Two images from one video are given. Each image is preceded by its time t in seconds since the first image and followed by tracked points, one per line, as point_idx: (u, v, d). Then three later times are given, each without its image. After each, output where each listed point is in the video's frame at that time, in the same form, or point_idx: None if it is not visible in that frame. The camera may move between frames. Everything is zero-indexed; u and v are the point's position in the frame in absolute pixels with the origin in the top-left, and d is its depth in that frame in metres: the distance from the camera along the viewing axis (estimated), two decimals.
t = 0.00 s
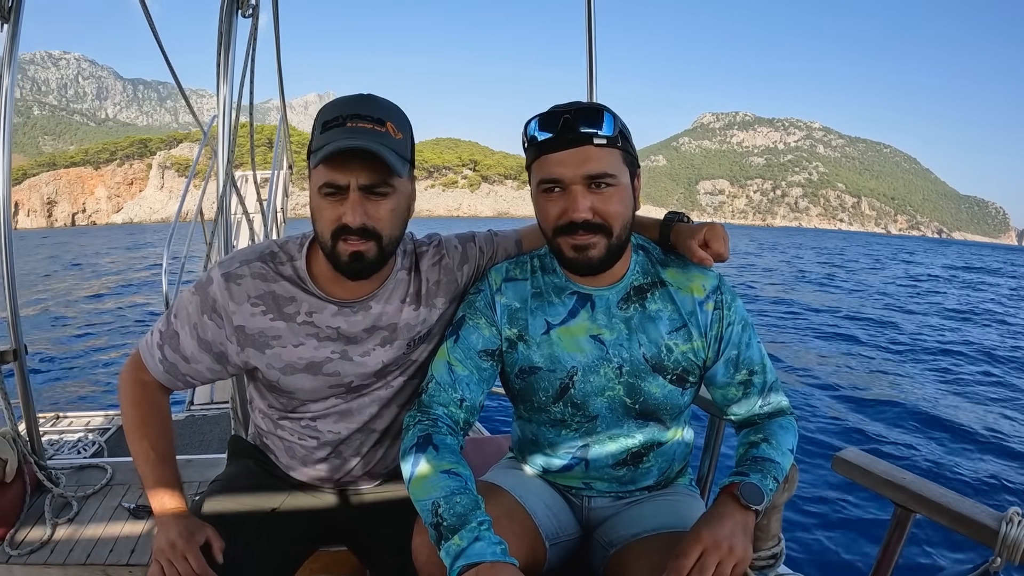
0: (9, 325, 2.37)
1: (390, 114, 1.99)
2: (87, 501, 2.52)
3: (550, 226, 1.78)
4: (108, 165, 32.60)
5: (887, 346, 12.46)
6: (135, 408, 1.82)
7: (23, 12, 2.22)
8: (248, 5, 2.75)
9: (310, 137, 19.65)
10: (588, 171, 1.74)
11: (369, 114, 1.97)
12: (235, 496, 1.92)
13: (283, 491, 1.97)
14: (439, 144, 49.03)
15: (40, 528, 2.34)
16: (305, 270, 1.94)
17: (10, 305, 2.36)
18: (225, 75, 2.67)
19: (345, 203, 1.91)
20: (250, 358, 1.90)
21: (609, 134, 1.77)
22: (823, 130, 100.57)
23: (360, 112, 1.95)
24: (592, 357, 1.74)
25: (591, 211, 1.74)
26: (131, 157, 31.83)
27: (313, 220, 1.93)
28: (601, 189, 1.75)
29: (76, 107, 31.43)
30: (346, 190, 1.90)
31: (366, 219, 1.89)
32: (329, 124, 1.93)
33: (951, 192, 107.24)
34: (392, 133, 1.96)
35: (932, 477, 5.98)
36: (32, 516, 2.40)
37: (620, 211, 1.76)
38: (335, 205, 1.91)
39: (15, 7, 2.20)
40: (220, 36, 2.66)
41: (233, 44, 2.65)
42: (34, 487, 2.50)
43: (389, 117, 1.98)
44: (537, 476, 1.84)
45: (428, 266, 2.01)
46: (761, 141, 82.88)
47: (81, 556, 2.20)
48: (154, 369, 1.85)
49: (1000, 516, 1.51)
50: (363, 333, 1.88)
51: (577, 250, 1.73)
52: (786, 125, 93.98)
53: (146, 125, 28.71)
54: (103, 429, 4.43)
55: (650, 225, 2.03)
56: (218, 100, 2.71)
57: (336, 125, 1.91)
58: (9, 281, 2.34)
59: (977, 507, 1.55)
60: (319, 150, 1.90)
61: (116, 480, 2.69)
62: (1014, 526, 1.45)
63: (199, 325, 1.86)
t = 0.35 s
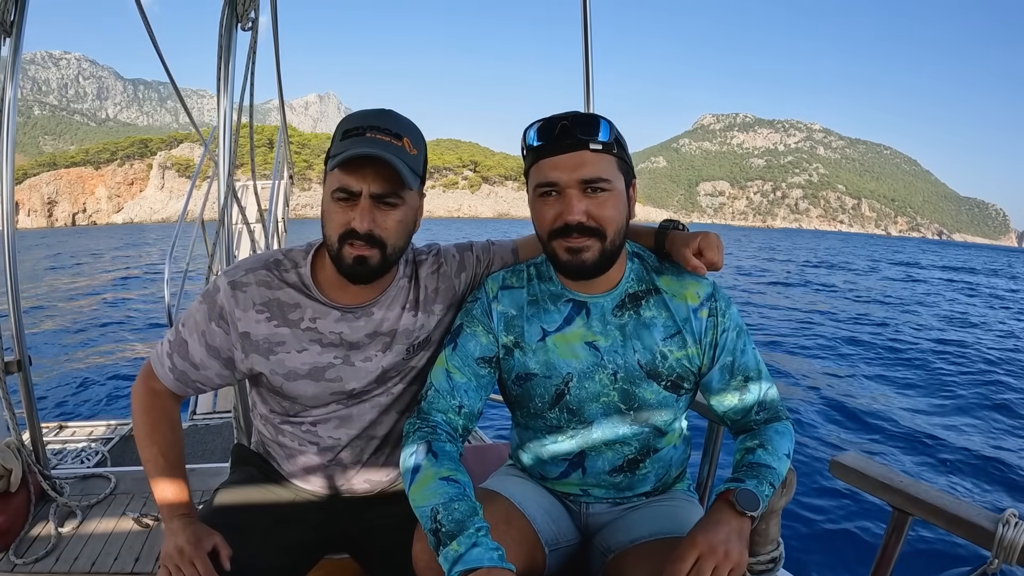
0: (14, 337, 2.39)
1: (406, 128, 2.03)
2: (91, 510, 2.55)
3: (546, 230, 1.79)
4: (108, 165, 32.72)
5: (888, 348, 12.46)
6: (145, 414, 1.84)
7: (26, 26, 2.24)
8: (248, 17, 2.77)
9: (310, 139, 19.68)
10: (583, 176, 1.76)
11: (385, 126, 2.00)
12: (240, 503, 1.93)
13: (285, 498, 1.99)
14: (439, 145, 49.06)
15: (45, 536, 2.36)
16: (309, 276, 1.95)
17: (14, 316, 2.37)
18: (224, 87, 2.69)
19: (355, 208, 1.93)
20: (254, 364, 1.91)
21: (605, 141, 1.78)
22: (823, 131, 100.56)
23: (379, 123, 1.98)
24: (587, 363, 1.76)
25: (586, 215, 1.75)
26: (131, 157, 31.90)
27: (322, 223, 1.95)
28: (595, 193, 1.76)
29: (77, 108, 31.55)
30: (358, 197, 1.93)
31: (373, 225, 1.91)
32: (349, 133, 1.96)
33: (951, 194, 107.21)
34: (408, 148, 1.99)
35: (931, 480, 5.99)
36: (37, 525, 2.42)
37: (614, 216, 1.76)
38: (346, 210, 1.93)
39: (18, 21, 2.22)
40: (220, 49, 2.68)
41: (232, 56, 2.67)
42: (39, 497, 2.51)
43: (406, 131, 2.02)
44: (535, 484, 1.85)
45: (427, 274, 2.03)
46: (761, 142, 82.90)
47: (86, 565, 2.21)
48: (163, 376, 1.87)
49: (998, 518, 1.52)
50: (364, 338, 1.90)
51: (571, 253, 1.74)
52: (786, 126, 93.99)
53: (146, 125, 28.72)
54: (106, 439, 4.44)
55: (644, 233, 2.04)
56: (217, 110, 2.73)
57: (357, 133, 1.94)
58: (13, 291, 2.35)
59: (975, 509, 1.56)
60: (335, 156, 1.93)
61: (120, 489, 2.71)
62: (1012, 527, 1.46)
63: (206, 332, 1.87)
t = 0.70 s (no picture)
0: (14, 341, 2.39)
1: (406, 134, 2.03)
2: (92, 516, 2.54)
3: (546, 237, 1.80)
4: (108, 165, 32.70)
5: (888, 350, 12.46)
6: (147, 421, 1.86)
7: (29, 33, 2.24)
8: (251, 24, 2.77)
9: (310, 140, 19.71)
10: (583, 184, 1.77)
11: (386, 132, 2.00)
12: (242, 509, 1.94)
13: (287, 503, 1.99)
14: (439, 146, 49.03)
15: (45, 541, 2.37)
16: (309, 284, 1.96)
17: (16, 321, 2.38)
18: (227, 95, 2.70)
19: (359, 213, 1.93)
20: (255, 372, 1.92)
21: (605, 150, 1.79)
22: (822, 132, 100.54)
23: (379, 130, 1.98)
24: (587, 369, 1.76)
25: (586, 222, 1.76)
26: (131, 157, 31.88)
27: (325, 228, 1.95)
28: (595, 202, 1.77)
29: (76, 108, 31.54)
30: (360, 203, 1.94)
31: (377, 230, 1.92)
32: (348, 139, 1.95)
33: (950, 195, 107.23)
34: (409, 153, 1.99)
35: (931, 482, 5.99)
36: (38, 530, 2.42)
37: (614, 223, 1.77)
38: (349, 216, 1.93)
39: (21, 27, 2.23)
40: (222, 56, 2.68)
41: (234, 64, 2.68)
42: (40, 501, 2.51)
43: (405, 138, 2.02)
44: (536, 490, 1.86)
45: (427, 281, 2.03)
46: (761, 143, 82.93)
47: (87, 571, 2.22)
48: (165, 385, 1.88)
49: (996, 524, 1.53)
50: (365, 345, 1.91)
51: (571, 260, 1.75)
52: (786, 127, 93.99)
53: (146, 125, 28.72)
54: (107, 444, 4.44)
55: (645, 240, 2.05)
56: (219, 117, 2.74)
57: (357, 139, 1.94)
58: (15, 296, 2.36)
59: (972, 515, 1.57)
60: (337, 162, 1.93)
61: (122, 494, 2.68)
62: (1010, 534, 1.48)
63: (208, 340, 1.88)
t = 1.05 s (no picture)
0: (14, 335, 2.37)
1: (408, 131, 2.02)
2: (88, 513, 2.52)
3: (551, 245, 1.79)
4: (108, 166, 32.72)
5: (889, 351, 12.43)
6: (143, 422, 1.85)
7: (36, 25, 2.23)
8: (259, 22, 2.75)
9: (311, 140, 19.72)
10: (589, 195, 1.75)
11: (388, 128, 1.99)
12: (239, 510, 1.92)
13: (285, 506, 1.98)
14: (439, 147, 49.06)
15: (41, 537, 2.35)
16: (308, 286, 1.95)
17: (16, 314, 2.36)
18: (234, 93, 2.68)
19: (364, 209, 1.92)
20: (253, 375, 1.91)
21: (613, 159, 1.78)
22: (822, 133, 100.55)
23: (382, 126, 1.97)
24: (592, 379, 1.75)
25: (591, 232, 1.75)
26: (131, 158, 31.88)
27: (327, 225, 1.94)
28: (601, 212, 1.76)
29: (76, 109, 31.56)
30: (365, 196, 1.92)
31: (383, 226, 1.91)
32: (351, 136, 1.94)
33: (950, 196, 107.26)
34: (415, 148, 2.00)
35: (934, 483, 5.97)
36: (33, 526, 2.40)
37: (619, 234, 1.76)
38: (354, 211, 1.92)
39: (28, 19, 2.21)
40: (230, 55, 2.66)
41: (242, 62, 2.66)
42: (35, 498, 2.49)
43: (408, 134, 2.01)
44: (537, 497, 1.85)
45: (428, 285, 2.02)
46: (760, 144, 82.94)
47: (82, 568, 2.21)
48: (160, 385, 1.87)
49: (998, 539, 1.52)
50: (364, 349, 1.89)
51: (575, 271, 1.74)
52: (786, 129, 94.01)
53: (146, 125, 28.75)
54: (104, 441, 4.42)
55: (651, 248, 2.04)
56: (226, 116, 2.72)
57: (360, 135, 1.93)
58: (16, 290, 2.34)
59: (975, 529, 1.57)
60: (339, 158, 1.91)
61: (118, 492, 2.67)
62: (1013, 549, 1.47)
63: (204, 343, 1.87)
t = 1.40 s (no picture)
0: (11, 319, 2.35)
1: (417, 125, 2.00)
2: (79, 502, 2.50)
3: (559, 249, 1.77)
4: (108, 165, 32.71)
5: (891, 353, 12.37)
6: (138, 413, 1.83)
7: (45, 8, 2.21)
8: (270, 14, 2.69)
9: (312, 140, 19.68)
10: (600, 199, 1.74)
11: (396, 122, 1.97)
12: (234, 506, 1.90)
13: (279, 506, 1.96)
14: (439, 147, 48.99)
15: (30, 525, 2.34)
16: (311, 282, 1.93)
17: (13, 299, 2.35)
18: (242, 82, 2.61)
19: (370, 204, 1.90)
20: (251, 371, 1.89)
21: (626, 164, 1.77)
22: (822, 134, 100.42)
23: (391, 119, 1.95)
24: (596, 387, 1.73)
25: (600, 237, 1.73)
26: (131, 157, 31.84)
27: (332, 219, 1.91)
28: (611, 217, 1.74)
29: (77, 108, 31.55)
30: (372, 191, 1.91)
31: (391, 222, 1.89)
32: (358, 128, 1.92)
33: (950, 198, 107.18)
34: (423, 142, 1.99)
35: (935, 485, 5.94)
36: (23, 515, 2.40)
37: (628, 241, 1.74)
38: (359, 206, 1.90)
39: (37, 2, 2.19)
40: (240, 43, 2.59)
41: (252, 52, 2.59)
42: (27, 485, 2.47)
43: (416, 128, 1.99)
44: (535, 503, 1.83)
45: (434, 285, 2.00)
46: (761, 145, 82.88)
47: (71, 558, 2.18)
48: (157, 376, 1.85)
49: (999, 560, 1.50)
50: (367, 348, 1.87)
51: (583, 275, 1.72)
52: (787, 130, 93.93)
53: (146, 125, 28.67)
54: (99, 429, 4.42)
55: (659, 257, 2.02)
56: (234, 107, 2.65)
57: (367, 128, 1.91)
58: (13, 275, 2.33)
59: (975, 549, 1.54)
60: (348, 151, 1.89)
61: (110, 482, 2.66)
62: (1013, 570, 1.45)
63: (203, 336, 1.85)
